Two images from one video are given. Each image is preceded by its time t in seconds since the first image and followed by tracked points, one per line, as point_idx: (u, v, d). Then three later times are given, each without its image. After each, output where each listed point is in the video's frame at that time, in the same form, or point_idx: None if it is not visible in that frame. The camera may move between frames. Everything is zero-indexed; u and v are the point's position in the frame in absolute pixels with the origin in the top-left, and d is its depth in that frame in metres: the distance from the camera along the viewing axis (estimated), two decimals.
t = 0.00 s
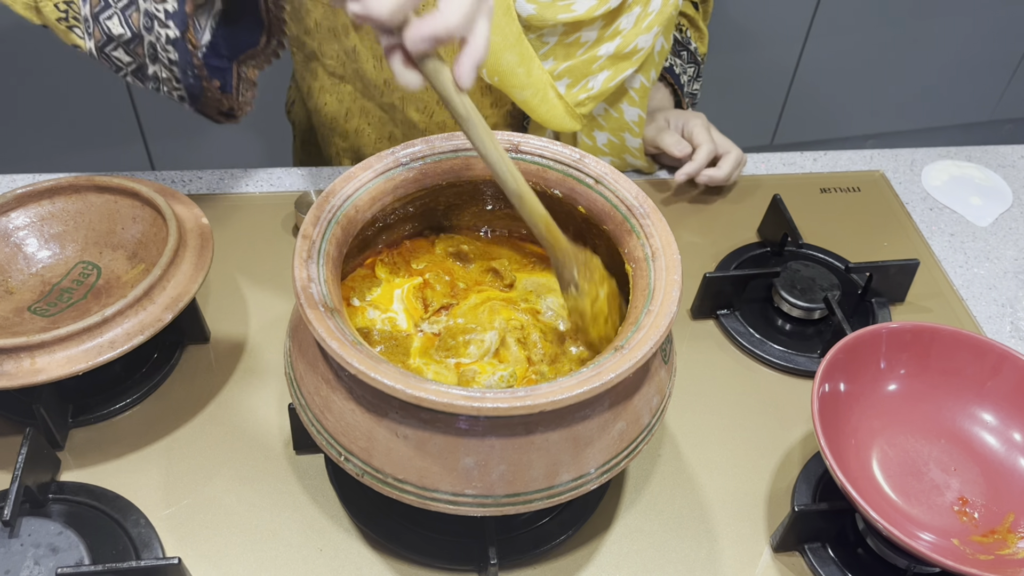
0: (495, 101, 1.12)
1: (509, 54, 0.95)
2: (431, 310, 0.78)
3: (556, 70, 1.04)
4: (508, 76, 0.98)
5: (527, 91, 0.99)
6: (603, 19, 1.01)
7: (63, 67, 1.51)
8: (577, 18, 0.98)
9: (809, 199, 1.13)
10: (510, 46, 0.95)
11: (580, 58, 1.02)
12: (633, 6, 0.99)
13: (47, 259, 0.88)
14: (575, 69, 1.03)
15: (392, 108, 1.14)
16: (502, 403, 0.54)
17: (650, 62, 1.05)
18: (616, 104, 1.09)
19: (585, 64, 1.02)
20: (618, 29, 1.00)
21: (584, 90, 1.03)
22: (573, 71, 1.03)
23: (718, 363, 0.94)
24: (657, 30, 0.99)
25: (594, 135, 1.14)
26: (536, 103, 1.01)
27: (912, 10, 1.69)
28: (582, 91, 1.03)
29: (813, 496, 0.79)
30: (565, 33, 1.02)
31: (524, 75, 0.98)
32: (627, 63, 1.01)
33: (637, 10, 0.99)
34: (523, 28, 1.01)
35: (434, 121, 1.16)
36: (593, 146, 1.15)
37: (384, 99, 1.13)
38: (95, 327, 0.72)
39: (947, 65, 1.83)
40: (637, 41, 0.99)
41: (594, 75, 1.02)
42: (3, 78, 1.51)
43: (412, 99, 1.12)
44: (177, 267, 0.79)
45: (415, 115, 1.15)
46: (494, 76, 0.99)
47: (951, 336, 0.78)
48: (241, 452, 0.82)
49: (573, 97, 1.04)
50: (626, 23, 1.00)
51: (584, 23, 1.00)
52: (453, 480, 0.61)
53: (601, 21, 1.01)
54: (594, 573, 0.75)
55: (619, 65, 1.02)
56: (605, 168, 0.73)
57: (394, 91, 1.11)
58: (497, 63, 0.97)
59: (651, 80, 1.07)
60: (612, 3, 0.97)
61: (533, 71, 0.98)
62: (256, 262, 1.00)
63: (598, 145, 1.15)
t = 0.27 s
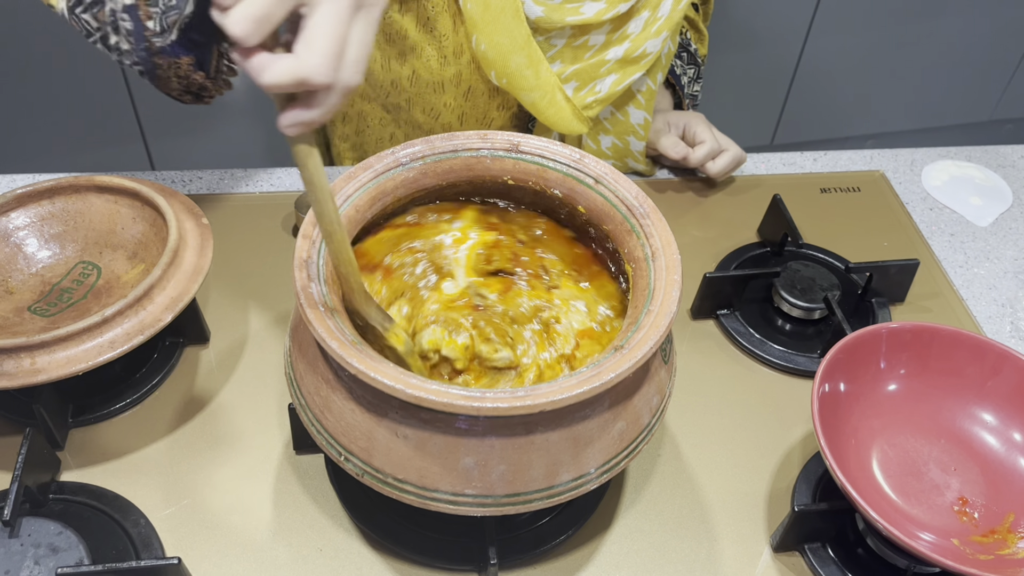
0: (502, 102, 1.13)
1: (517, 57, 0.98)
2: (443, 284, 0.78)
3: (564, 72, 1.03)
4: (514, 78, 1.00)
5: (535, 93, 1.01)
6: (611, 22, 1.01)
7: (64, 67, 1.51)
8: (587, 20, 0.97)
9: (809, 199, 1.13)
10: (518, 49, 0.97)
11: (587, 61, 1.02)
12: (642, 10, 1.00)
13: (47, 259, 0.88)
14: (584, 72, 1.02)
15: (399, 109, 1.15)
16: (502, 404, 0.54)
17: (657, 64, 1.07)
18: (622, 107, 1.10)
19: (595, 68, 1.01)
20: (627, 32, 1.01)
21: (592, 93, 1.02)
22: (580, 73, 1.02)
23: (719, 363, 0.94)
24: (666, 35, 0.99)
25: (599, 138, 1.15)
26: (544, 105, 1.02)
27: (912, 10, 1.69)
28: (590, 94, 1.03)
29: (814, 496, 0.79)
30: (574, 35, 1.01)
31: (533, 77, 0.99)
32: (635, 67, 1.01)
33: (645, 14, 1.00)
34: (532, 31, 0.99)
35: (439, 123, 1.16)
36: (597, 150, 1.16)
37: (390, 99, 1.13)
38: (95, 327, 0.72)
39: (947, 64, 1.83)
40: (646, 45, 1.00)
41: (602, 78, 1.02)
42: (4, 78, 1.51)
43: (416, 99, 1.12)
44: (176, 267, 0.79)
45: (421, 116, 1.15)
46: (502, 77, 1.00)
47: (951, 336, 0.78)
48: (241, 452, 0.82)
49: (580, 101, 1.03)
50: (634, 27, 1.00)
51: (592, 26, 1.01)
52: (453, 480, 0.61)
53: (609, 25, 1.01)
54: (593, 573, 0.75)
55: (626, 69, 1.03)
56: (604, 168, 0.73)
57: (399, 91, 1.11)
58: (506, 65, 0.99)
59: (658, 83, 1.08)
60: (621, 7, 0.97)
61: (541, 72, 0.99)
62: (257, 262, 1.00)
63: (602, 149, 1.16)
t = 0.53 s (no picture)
0: (494, 101, 1.11)
1: (506, 56, 0.97)
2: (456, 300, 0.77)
3: (554, 72, 1.03)
4: (503, 76, 0.99)
5: (524, 93, 1.00)
6: (602, 21, 1.00)
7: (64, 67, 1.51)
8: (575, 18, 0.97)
9: (809, 199, 1.12)
10: (506, 49, 0.97)
11: (578, 60, 1.02)
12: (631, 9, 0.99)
13: (47, 259, 0.88)
14: (573, 71, 1.02)
15: (393, 109, 1.15)
16: (502, 404, 0.54)
17: (651, 63, 1.05)
18: (615, 106, 1.08)
19: (583, 68, 1.01)
20: (617, 32, 1.00)
21: (581, 93, 1.03)
22: (571, 73, 1.02)
23: (719, 363, 0.94)
24: (655, 34, 0.99)
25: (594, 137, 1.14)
26: (533, 105, 1.01)
27: (913, 10, 1.69)
28: (580, 93, 1.03)
29: (814, 495, 0.79)
30: (564, 34, 1.01)
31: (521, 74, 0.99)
32: (624, 67, 1.01)
33: (635, 13, 0.98)
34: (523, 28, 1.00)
35: (434, 120, 1.14)
36: (592, 148, 1.15)
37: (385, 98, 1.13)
38: (95, 327, 0.72)
39: (946, 64, 1.83)
40: (635, 44, 0.99)
41: (592, 77, 1.02)
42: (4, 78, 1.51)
43: (410, 99, 1.11)
44: (176, 268, 0.79)
45: (415, 115, 1.14)
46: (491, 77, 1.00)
47: (951, 336, 0.78)
48: (241, 451, 0.82)
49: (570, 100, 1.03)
50: (624, 26, 0.99)
51: (583, 25, 1.00)
52: (453, 480, 0.61)
53: (599, 24, 1.01)
54: (593, 573, 0.75)
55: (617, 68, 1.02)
56: (605, 168, 0.73)
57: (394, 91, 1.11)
58: (495, 64, 0.98)
59: (652, 82, 1.06)
60: (610, 5, 0.96)
61: (529, 71, 0.99)
62: (257, 262, 1.00)
63: (597, 148, 1.15)
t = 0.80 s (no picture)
0: (493, 96, 1.11)
1: (504, 50, 0.97)
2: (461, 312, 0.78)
3: (552, 66, 1.03)
4: (503, 71, 0.99)
5: (522, 87, 1.01)
6: (599, 14, 1.00)
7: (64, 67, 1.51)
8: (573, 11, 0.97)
9: (809, 199, 1.12)
10: (505, 43, 0.97)
11: (575, 53, 1.01)
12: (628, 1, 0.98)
13: (47, 259, 0.88)
14: (571, 64, 1.02)
15: (391, 104, 1.14)
16: (502, 403, 0.54)
17: (649, 58, 1.06)
18: (613, 101, 1.08)
19: (581, 61, 1.01)
20: (614, 25, 0.99)
21: (579, 87, 1.03)
22: (569, 67, 1.02)
23: (719, 363, 0.94)
24: (651, 27, 0.98)
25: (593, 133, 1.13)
26: (531, 100, 1.02)
27: (913, 10, 1.69)
28: (578, 87, 1.03)
29: (814, 495, 0.79)
30: (562, 29, 1.01)
31: (519, 70, 0.99)
32: (622, 60, 1.01)
33: (633, 6, 0.98)
34: (521, 23, 1.00)
35: (433, 116, 1.14)
36: (592, 144, 1.14)
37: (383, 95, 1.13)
38: (95, 327, 0.72)
39: (946, 64, 1.83)
40: (632, 37, 0.98)
41: (590, 71, 1.02)
42: (5, 78, 1.51)
43: (411, 94, 1.12)
44: (176, 267, 0.79)
45: (413, 110, 1.14)
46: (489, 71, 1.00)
47: (951, 336, 0.78)
48: (241, 451, 0.82)
49: (569, 94, 1.04)
50: (622, 20, 0.99)
51: (580, 19, 1.00)
52: (453, 480, 0.61)
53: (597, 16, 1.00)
54: (594, 573, 0.75)
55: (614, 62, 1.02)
56: (604, 168, 0.73)
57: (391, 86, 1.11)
58: (494, 59, 0.98)
59: (650, 77, 1.07)
60: None
61: (528, 67, 0.99)
62: (257, 262, 1.00)
63: (597, 143, 1.14)
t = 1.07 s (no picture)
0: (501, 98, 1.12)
1: (514, 50, 0.97)
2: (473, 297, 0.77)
3: (560, 66, 1.03)
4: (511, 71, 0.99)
5: (533, 88, 1.00)
6: (607, 13, 1.00)
7: (64, 67, 1.51)
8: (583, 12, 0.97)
9: (809, 199, 1.12)
10: (515, 43, 0.97)
11: (584, 53, 1.02)
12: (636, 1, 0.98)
13: (47, 259, 0.88)
14: (580, 64, 1.02)
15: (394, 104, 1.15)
16: (502, 404, 0.54)
17: (655, 56, 1.06)
18: (620, 100, 1.09)
19: (591, 61, 1.01)
20: (622, 24, 0.99)
21: (589, 87, 1.03)
22: (578, 66, 1.02)
23: (719, 363, 0.94)
24: (659, 24, 0.98)
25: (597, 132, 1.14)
26: (541, 100, 1.02)
27: (913, 10, 1.69)
28: (586, 87, 1.03)
29: (814, 495, 0.79)
30: (570, 29, 1.01)
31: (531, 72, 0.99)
32: (631, 59, 1.01)
33: (640, 5, 0.98)
34: (529, 24, 1.00)
35: (439, 119, 1.13)
36: (596, 144, 1.15)
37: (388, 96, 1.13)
38: (95, 327, 0.72)
39: (946, 64, 1.83)
40: (639, 36, 0.99)
41: (598, 71, 1.02)
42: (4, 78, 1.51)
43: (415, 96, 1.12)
44: (176, 267, 0.79)
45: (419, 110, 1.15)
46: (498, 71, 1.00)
47: (951, 336, 0.78)
48: (242, 451, 0.82)
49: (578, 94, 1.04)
50: (629, 18, 0.99)
51: (588, 19, 1.00)
52: (453, 480, 0.61)
53: (605, 17, 1.00)
54: (594, 573, 0.75)
55: (623, 60, 1.02)
56: (605, 168, 0.73)
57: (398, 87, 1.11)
58: (502, 59, 0.98)
59: (656, 76, 1.08)
60: None
61: (538, 67, 0.99)
62: (257, 262, 1.00)
63: (601, 143, 1.15)
